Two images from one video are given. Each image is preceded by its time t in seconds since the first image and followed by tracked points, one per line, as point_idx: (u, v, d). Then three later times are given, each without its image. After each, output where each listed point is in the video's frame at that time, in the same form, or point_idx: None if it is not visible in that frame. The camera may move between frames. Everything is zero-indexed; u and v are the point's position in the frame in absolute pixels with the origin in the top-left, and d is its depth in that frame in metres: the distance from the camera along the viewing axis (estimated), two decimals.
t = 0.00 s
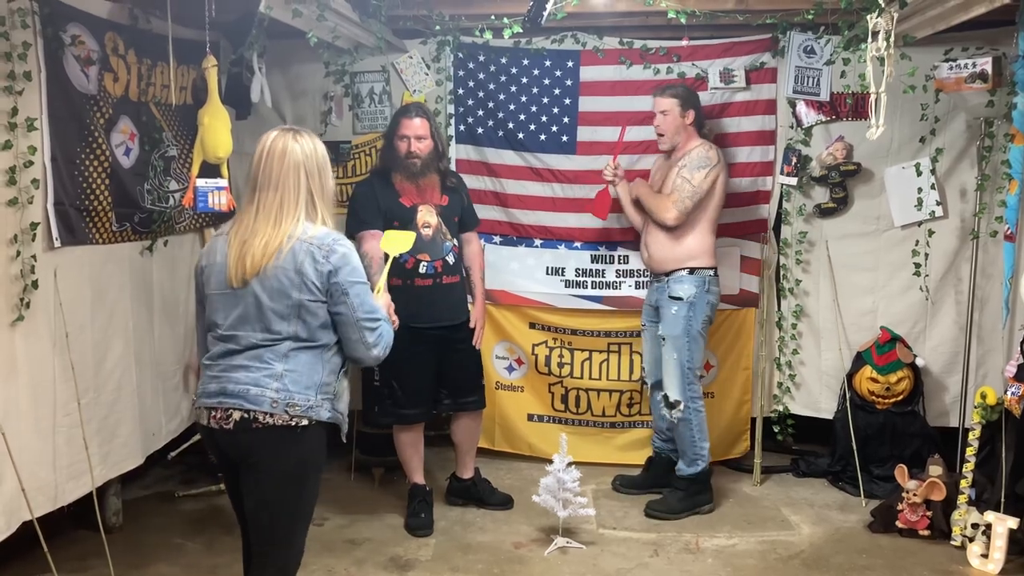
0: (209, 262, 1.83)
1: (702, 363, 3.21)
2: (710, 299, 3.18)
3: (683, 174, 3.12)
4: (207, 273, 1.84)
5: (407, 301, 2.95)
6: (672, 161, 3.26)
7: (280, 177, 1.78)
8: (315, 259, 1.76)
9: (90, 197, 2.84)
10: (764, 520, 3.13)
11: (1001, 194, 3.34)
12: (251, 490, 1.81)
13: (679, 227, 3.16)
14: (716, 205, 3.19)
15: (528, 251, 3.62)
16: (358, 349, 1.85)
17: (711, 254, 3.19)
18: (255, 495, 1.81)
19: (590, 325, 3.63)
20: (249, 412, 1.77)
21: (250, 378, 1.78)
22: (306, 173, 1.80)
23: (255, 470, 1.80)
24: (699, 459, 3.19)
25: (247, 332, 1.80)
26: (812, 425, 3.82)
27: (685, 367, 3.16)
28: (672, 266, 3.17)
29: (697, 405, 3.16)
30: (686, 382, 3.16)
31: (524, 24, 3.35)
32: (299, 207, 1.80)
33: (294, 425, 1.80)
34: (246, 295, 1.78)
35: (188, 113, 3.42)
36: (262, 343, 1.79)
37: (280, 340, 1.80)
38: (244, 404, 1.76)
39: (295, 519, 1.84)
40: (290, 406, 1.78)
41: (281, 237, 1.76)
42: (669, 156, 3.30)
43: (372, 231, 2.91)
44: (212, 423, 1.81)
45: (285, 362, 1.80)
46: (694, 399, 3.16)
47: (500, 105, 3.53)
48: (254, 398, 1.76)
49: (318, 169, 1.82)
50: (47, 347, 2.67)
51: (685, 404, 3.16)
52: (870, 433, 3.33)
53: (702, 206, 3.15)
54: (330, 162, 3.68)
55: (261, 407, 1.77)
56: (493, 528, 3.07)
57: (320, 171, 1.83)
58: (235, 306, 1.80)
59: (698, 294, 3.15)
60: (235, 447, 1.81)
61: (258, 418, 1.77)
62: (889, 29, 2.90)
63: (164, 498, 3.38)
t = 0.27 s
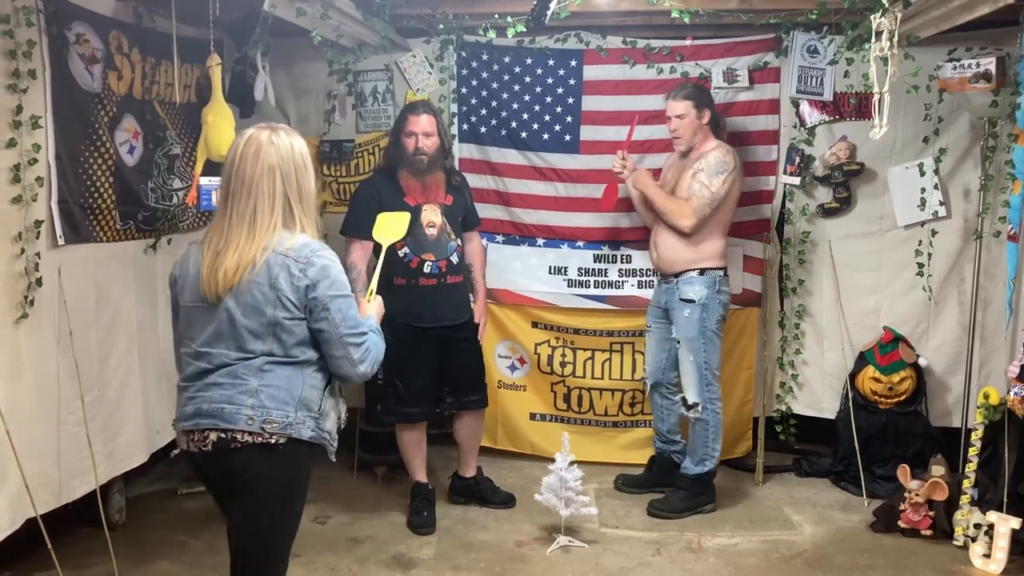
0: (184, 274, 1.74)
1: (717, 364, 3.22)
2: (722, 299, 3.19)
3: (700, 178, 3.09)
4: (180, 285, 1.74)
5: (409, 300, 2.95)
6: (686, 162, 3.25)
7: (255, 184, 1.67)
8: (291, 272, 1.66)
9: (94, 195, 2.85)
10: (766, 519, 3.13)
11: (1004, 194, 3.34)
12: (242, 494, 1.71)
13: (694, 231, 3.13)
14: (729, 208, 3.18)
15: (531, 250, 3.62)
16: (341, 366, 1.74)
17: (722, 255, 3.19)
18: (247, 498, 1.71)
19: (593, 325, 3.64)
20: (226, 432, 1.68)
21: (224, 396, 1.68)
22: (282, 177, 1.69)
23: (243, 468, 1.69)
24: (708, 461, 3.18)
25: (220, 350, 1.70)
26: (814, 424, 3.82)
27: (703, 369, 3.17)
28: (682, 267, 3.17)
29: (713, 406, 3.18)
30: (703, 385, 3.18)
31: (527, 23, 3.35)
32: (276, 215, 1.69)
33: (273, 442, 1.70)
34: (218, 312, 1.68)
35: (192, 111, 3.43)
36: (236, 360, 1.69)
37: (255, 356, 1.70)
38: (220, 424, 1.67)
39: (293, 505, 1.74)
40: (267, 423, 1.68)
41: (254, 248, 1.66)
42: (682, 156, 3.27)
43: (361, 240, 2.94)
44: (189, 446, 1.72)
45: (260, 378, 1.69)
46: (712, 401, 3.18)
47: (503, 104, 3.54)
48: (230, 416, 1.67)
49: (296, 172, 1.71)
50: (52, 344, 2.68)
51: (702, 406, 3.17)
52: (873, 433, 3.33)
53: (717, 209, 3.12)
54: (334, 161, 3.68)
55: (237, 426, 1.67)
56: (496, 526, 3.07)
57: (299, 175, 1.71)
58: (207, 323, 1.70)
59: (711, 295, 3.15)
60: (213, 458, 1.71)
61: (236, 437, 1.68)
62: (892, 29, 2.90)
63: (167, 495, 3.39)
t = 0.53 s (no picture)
0: (161, 274, 1.70)
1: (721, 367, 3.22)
2: (728, 301, 3.19)
3: (707, 181, 3.09)
4: (156, 285, 1.70)
5: (411, 300, 2.96)
6: (693, 164, 3.25)
7: (233, 182, 1.63)
8: (270, 276, 1.62)
9: (97, 195, 2.86)
10: (767, 520, 3.13)
11: (1006, 196, 3.35)
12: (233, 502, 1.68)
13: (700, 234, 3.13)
14: (738, 212, 3.18)
15: (533, 250, 3.63)
16: (319, 378, 1.68)
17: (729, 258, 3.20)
18: (241, 506, 1.68)
19: (594, 325, 3.64)
20: (207, 446, 1.64)
21: (204, 409, 1.64)
22: (262, 175, 1.65)
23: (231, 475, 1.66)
24: (709, 462, 3.18)
25: (197, 356, 1.66)
26: (815, 425, 3.82)
27: (706, 371, 3.17)
28: (688, 268, 3.18)
29: (716, 408, 3.19)
30: (706, 388, 3.18)
31: (530, 24, 3.36)
32: (254, 215, 1.65)
33: (254, 456, 1.67)
34: (195, 315, 1.64)
35: (195, 111, 3.43)
36: (214, 369, 1.65)
37: (233, 365, 1.66)
38: (201, 438, 1.63)
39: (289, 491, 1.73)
40: (248, 437, 1.65)
41: (230, 249, 1.61)
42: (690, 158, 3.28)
43: (357, 243, 2.94)
44: (170, 459, 1.69)
45: (240, 390, 1.65)
46: (714, 403, 3.19)
47: (505, 105, 3.54)
48: (210, 430, 1.63)
49: (277, 170, 1.66)
50: (55, 343, 2.69)
51: (705, 408, 3.18)
52: (874, 434, 3.33)
53: (725, 213, 3.13)
54: (336, 160, 3.69)
55: (218, 440, 1.63)
56: (497, 526, 3.08)
57: (280, 172, 1.67)
58: (183, 327, 1.66)
59: (716, 297, 3.15)
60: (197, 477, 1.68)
61: (218, 452, 1.64)
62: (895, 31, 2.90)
63: (169, 494, 3.39)
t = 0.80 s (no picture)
0: (152, 275, 1.70)
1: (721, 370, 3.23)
2: (728, 306, 3.19)
3: (710, 189, 3.09)
4: (146, 284, 1.71)
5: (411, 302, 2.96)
6: (695, 168, 3.25)
7: (229, 185, 1.63)
8: (259, 284, 1.61)
9: (99, 196, 2.86)
10: (767, 523, 3.13)
11: (1007, 200, 3.35)
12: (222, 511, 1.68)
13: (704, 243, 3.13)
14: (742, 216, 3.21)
15: (534, 252, 3.63)
16: (305, 389, 1.67)
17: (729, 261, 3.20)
18: (234, 515, 1.68)
19: (595, 327, 3.64)
20: (193, 455, 1.65)
21: (190, 416, 1.64)
22: (257, 179, 1.65)
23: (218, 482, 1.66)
24: (709, 465, 3.19)
25: (183, 361, 1.65)
26: (816, 428, 3.82)
27: (705, 374, 3.18)
28: (690, 272, 3.18)
29: (716, 411, 3.19)
30: (706, 390, 3.19)
31: (532, 26, 3.37)
32: (246, 219, 1.64)
33: (241, 465, 1.67)
34: (182, 318, 1.64)
35: (197, 113, 3.44)
36: (200, 375, 1.65)
37: (220, 372, 1.65)
38: (186, 446, 1.64)
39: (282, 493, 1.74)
40: (235, 446, 1.65)
41: (222, 254, 1.61)
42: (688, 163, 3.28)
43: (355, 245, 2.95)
44: (156, 465, 1.69)
45: (227, 398, 1.65)
46: (714, 406, 3.19)
47: (507, 107, 3.55)
48: (196, 438, 1.63)
49: (273, 175, 1.67)
50: (57, 344, 2.69)
51: (704, 411, 3.19)
52: (874, 437, 3.33)
53: (729, 219, 3.13)
54: (337, 162, 3.69)
55: (204, 448, 1.63)
56: (498, 528, 3.08)
57: (276, 177, 1.67)
58: (170, 330, 1.65)
59: (716, 301, 3.16)
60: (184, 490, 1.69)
61: (204, 460, 1.65)
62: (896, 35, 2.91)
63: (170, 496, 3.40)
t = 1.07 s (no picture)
0: (146, 277, 1.69)
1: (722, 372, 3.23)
2: (728, 308, 3.19)
3: (716, 198, 3.09)
4: (139, 285, 1.70)
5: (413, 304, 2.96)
6: (699, 172, 3.24)
7: (225, 188, 1.64)
8: (255, 287, 1.61)
9: (102, 199, 2.86)
10: (769, 525, 3.13)
11: (1009, 203, 3.34)
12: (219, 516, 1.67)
13: (711, 254, 3.13)
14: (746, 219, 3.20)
15: (536, 255, 3.63)
16: (303, 392, 1.68)
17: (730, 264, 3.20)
18: (224, 519, 1.67)
19: (597, 330, 3.64)
20: (186, 459, 1.64)
21: (182, 421, 1.63)
22: (254, 181, 1.65)
23: (215, 487, 1.66)
24: (711, 467, 3.19)
25: (177, 364, 1.65)
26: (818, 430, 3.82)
27: (706, 376, 3.18)
28: (689, 274, 3.18)
29: (716, 414, 3.19)
30: (706, 393, 3.18)
31: (535, 29, 3.37)
32: (242, 224, 1.65)
33: (234, 470, 1.66)
34: (176, 320, 1.63)
35: (200, 115, 3.44)
36: (193, 379, 1.64)
37: (214, 375, 1.65)
38: (179, 450, 1.63)
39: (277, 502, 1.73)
40: (228, 450, 1.65)
41: (218, 257, 1.61)
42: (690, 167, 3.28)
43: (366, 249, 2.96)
44: (147, 469, 1.69)
45: (220, 402, 1.65)
46: (715, 409, 3.19)
47: (509, 110, 3.55)
48: (189, 442, 1.63)
49: (270, 178, 1.67)
50: (59, 346, 2.69)
51: (705, 413, 3.19)
52: (876, 440, 3.33)
53: (737, 226, 3.13)
54: (339, 165, 3.69)
55: (197, 453, 1.63)
56: (500, 531, 3.08)
57: (273, 181, 1.68)
58: (164, 332, 1.65)
59: (716, 303, 3.16)
60: (180, 493, 1.68)
61: (197, 465, 1.64)
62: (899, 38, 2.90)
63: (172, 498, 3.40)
